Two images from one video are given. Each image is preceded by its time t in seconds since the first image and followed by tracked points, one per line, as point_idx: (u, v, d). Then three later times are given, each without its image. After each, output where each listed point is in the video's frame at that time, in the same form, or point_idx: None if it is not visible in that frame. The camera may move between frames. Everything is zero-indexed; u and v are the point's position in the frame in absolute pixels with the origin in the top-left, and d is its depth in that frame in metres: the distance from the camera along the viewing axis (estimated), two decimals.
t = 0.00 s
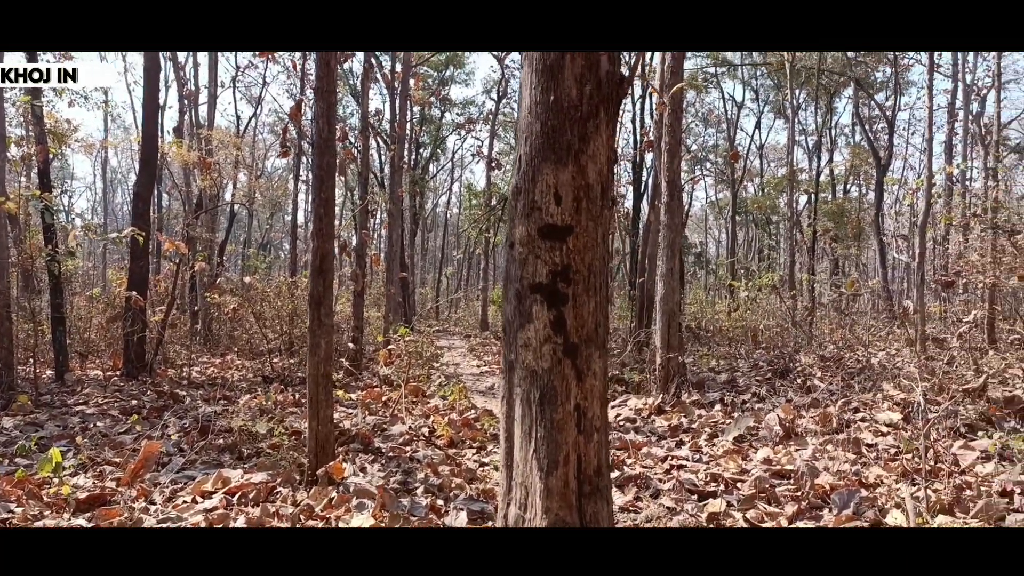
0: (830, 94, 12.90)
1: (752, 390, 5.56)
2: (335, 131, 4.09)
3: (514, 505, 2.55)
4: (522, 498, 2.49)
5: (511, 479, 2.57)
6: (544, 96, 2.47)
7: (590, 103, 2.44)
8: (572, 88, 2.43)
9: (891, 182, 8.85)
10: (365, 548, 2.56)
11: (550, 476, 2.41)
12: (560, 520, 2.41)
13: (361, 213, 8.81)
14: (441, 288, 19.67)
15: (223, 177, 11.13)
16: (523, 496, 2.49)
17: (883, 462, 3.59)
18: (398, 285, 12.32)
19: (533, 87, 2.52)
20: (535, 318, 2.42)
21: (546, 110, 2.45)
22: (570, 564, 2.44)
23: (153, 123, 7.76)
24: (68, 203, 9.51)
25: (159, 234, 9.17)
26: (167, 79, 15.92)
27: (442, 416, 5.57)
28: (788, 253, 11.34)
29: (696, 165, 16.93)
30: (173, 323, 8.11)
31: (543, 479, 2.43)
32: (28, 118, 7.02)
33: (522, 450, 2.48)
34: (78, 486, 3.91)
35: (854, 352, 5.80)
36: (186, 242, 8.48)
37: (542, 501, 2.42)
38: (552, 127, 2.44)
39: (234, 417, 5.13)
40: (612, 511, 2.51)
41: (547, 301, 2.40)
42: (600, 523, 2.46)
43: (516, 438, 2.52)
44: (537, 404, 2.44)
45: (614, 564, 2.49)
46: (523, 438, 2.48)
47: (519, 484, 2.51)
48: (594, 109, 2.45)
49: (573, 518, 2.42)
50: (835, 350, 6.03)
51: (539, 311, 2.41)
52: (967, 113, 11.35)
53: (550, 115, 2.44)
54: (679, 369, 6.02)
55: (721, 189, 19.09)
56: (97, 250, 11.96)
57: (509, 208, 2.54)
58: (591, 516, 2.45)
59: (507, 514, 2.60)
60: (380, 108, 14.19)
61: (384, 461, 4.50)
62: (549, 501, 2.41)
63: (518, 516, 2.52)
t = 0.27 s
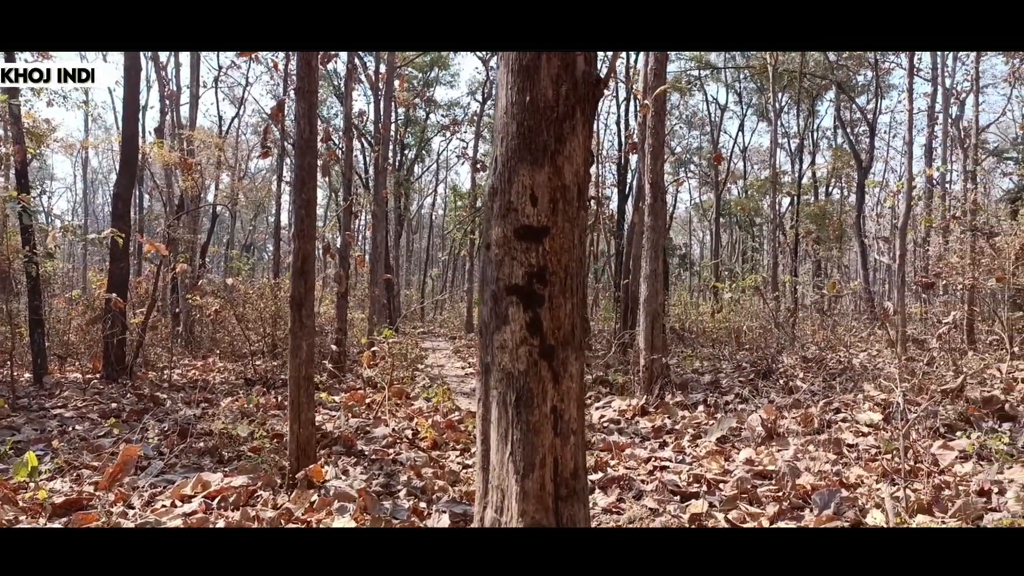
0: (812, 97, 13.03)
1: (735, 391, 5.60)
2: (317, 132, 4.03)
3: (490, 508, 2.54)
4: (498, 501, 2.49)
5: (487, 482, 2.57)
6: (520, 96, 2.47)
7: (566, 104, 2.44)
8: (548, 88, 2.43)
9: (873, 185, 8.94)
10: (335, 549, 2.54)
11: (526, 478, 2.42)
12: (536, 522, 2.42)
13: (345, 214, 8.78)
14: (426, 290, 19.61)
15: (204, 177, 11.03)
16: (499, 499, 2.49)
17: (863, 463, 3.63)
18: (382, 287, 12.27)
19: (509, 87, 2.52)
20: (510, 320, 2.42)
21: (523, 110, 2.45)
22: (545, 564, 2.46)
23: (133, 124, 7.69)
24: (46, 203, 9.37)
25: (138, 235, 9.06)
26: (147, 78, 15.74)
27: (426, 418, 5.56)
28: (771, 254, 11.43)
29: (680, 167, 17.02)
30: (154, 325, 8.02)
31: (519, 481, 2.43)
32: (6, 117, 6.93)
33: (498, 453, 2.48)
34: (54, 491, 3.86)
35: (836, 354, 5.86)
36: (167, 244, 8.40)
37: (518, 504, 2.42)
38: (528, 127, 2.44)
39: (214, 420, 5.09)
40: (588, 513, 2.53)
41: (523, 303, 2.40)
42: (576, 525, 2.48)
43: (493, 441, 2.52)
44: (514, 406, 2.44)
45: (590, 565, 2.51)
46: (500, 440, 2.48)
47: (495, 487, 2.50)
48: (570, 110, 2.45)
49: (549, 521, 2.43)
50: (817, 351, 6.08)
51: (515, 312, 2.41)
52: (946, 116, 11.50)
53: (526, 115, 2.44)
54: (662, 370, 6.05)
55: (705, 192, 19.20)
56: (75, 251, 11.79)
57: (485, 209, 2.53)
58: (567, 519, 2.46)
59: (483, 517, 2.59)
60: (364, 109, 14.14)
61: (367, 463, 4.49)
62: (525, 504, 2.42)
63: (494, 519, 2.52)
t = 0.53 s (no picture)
0: (803, 97, 13.08)
1: (725, 391, 5.61)
2: (304, 133, 4.05)
3: (468, 512, 2.53)
4: (477, 504, 2.48)
5: (466, 484, 2.56)
6: (498, 95, 2.46)
7: (545, 103, 2.44)
8: (527, 87, 2.42)
9: (863, 185, 8.99)
10: (322, 548, 2.54)
11: (505, 481, 2.41)
12: (515, 525, 2.42)
13: (336, 214, 8.75)
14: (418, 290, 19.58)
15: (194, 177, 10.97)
16: (478, 502, 2.48)
17: (851, 462, 3.65)
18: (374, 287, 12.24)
19: (487, 86, 2.51)
20: (489, 321, 2.41)
21: (501, 110, 2.45)
22: (525, 566, 2.46)
23: (121, 124, 7.65)
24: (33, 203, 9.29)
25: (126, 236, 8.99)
26: (135, 77, 15.63)
27: (416, 418, 5.55)
28: (761, 254, 11.48)
29: (672, 167, 17.06)
30: (143, 326, 7.98)
31: (497, 484, 2.42)
32: None
33: (477, 456, 2.46)
34: (39, 493, 3.83)
35: (826, 353, 5.88)
36: (155, 244, 8.35)
37: (497, 507, 2.42)
38: (506, 126, 2.43)
39: (202, 422, 5.06)
40: (567, 516, 2.54)
41: (501, 304, 2.40)
42: (555, 528, 2.49)
43: (471, 443, 2.51)
44: (492, 409, 2.43)
45: (573, 566, 2.52)
46: (478, 443, 2.46)
47: (474, 490, 2.50)
48: (549, 109, 2.45)
49: (528, 524, 2.43)
50: (807, 351, 6.10)
51: (493, 313, 2.40)
52: (936, 117, 11.57)
53: (505, 114, 2.43)
54: (653, 370, 6.05)
55: (696, 191, 19.24)
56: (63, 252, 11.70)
57: (464, 209, 2.52)
58: (546, 521, 2.47)
59: (461, 520, 2.58)
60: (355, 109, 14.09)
61: (355, 464, 4.48)
62: (504, 507, 2.41)
63: (472, 523, 2.51)
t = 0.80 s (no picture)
0: (795, 97, 13.08)
1: (715, 391, 5.61)
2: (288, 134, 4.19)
3: (437, 514, 2.54)
4: (446, 506, 2.50)
5: (435, 486, 2.57)
6: (467, 95, 2.46)
7: (514, 103, 2.45)
8: (496, 87, 2.43)
9: (853, 186, 9.00)
10: (300, 548, 2.50)
11: (473, 484, 2.43)
12: (483, 527, 2.44)
13: (329, 214, 8.75)
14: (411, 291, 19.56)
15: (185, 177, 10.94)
16: (447, 504, 2.49)
17: (838, 462, 3.65)
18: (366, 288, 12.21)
19: (457, 86, 2.52)
20: (458, 322, 2.41)
21: (471, 109, 2.46)
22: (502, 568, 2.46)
23: (110, 124, 7.64)
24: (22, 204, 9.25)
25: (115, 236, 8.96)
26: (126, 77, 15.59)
27: (405, 418, 5.55)
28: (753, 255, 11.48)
29: (664, 168, 17.06)
30: (133, 327, 7.96)
31: (466, 486, 2.44)
32: None
33: (445, 458, 2.48)
34: (23, 494, 3.82)
35: (816, 353, 5.88)
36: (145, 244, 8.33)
37: (466, 509, 2.43)
38: (475, 126, 2.44)
39: (189, 423, 5.05)
40: (537, 518, 2.56)
41: (470, 305, 2.40)
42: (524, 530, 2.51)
43: (440, 445, 2.52)
44: (461, 411, 2.44)
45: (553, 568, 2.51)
46: (447, 444, 2.47)
47: (443, 492, 2.51)
48: (518, 109, 2.46)
49: (497, 526, 2.45)
50: (797, 351, 6.11)
51: (463, 314, 2.40)
52: (926, 117, 11.60)
53: (473, 114, 2.44)
54: (643, 370, 6.05)
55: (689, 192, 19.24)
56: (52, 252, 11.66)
57: (433, 209, 2.53)
58: (516, 524, 2.49)
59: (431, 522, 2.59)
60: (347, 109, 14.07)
61: (343, 465, 4.48)
62: (472, 509, 2.43)
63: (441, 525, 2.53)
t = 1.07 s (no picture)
0: (788, 97, 13.11)
1: (705, 391, 5.62)
2: (277, 130, 4.19)
3: (416, 512, 2.57)
4: (425, 504, 2.52)
5: (414, 484, 2.59)
6: (446, 92, 2.47)
7: (492, 100, 2.46)
8: (474, 85, 2.44)
9: (845, 185, 9.02)
10: (284, 549, 2.49)
11: (451, 482, 2.45)
12: (461, 525, 2.47)
13: (321, 214, 8.74)
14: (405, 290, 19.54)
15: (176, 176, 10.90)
16: (426, 502, 2.52)
17: (827, 460, 3.66)
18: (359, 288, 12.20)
19: (435, 84, 2.52)
20: (437, 320, 2.41)
21: (449, 107, 2.46)
22: (486, 566, 2.47)
23: (100, 123, 7.62)
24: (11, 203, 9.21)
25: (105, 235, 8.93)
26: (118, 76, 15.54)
27: (396, 418, 5.55)
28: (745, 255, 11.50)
29: (658, 168, 17.08)
30: (123, 326, 7.94)
31: (444, 484, 2.46)
32: None
33: (424, 456, 2.49)
34: (10, 494, 3.80)
35: (807, 353, 5.89)
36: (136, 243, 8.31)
37: (444, 507, 2.46)
38: (453, 124, 2.44)
39: (179, 423, 5.05)
40: (515, 516, 2.60)
41: (449, 302, 2.40)
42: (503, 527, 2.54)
43: (419, 443, 2.53)
44: (440, 408, 2.45)
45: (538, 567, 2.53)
46: (426, 442, 2.49)
47: (422, 490, 2.53)
48: (497, 107, 2.46)
49: (475, 524, 2.48)
50: (788, 350, 6.12)
51: (441, 312, 2.41)
52: (917, 118, 11.64)
53: (452, 111, 2.44)
54: (634, 369, 6.06)
55: (682, 192, 19.26)
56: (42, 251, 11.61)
57: (412, 207, 2.53)
58: (493, 521, 2.52)
59: (409, 520, 2.62)
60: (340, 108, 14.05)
61: (333, 465, 4.48)
62: (450, 507, 2.46)
63: (420, 522, 2.55)
